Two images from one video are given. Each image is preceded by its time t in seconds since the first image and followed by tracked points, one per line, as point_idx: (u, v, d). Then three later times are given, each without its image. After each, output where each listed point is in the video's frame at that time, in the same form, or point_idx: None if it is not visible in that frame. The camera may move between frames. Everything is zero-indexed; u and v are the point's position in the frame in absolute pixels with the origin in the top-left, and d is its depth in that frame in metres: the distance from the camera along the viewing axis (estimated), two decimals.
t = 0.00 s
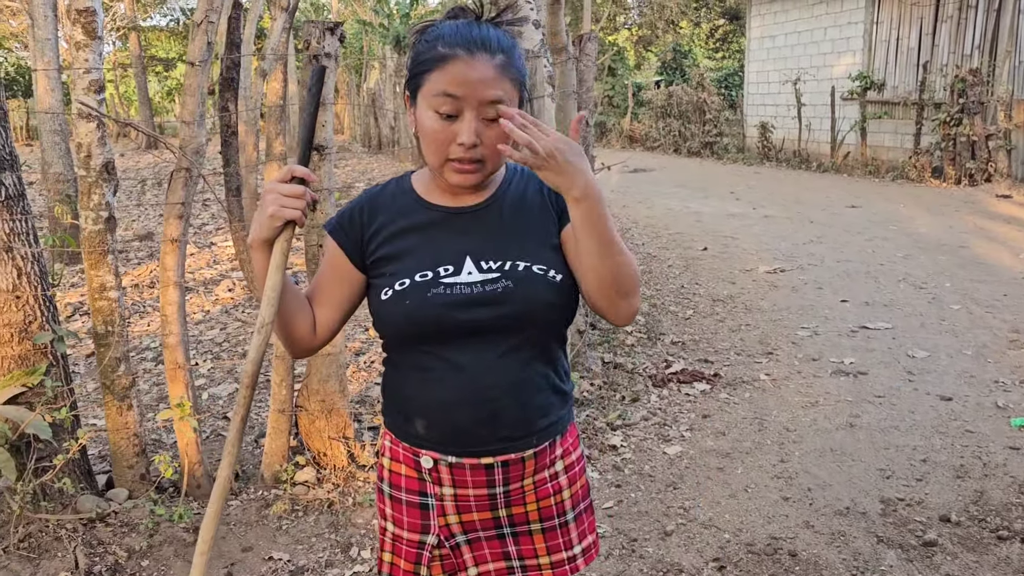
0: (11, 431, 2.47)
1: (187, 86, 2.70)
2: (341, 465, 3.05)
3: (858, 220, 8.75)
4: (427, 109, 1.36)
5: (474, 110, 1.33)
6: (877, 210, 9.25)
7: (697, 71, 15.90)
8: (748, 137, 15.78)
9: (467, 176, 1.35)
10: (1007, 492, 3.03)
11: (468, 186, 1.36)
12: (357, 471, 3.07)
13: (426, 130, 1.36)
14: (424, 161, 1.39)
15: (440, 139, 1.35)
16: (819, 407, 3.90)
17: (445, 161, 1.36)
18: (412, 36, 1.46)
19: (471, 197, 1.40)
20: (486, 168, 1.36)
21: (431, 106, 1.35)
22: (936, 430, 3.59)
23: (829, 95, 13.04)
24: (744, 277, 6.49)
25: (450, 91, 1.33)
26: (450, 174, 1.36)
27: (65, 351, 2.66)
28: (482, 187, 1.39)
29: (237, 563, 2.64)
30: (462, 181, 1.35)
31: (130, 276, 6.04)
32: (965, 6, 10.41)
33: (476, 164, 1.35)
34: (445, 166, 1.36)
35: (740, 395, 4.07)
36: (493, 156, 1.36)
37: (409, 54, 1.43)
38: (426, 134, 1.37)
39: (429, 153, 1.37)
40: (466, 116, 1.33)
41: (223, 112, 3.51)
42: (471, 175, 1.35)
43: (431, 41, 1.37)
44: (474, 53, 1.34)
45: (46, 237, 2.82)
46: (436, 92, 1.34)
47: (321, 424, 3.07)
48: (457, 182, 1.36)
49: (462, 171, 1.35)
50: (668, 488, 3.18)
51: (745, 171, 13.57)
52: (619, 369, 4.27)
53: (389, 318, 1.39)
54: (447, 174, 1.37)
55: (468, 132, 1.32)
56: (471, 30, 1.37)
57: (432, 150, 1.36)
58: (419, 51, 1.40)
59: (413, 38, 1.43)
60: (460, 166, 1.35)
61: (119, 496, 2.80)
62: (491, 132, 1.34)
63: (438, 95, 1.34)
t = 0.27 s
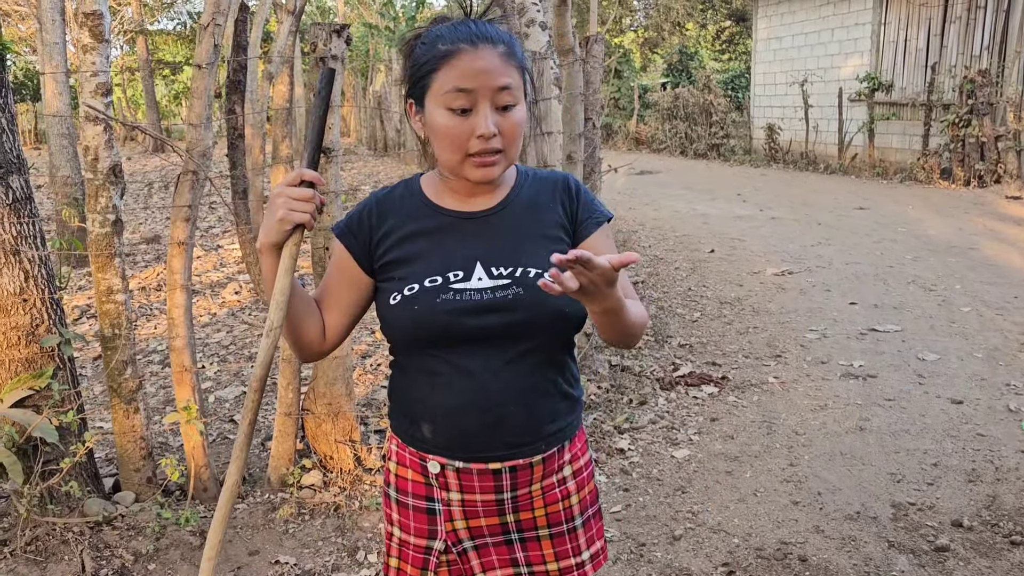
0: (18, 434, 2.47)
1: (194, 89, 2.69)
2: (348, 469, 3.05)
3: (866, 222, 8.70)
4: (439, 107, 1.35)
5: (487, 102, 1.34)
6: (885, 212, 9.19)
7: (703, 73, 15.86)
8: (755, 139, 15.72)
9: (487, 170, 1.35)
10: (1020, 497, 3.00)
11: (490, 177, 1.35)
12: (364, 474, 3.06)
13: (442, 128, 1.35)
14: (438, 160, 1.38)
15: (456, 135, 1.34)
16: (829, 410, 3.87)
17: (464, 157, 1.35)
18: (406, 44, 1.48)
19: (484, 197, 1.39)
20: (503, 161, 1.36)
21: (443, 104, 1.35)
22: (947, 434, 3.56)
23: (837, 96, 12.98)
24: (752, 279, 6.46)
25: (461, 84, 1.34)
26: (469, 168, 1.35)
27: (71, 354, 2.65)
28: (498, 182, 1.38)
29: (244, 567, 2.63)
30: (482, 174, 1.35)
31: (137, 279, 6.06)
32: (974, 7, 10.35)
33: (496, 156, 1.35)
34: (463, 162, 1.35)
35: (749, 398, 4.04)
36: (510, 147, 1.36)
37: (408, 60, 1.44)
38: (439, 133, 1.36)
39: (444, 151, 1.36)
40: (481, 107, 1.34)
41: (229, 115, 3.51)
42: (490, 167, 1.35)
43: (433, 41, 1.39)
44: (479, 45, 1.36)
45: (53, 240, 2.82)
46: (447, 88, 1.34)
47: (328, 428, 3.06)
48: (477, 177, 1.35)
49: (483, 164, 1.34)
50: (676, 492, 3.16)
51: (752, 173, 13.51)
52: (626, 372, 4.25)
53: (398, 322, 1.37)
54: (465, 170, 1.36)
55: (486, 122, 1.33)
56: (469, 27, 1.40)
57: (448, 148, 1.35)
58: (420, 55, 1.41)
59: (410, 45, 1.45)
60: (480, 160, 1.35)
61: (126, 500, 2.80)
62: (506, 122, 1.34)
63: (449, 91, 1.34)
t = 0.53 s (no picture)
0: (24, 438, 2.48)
1: (199, 93, 2.70)
2: (353, 473, 3.04)
3: (871, 225, 8.68)
4: (445, 114, 1.35)
5: (494, 106, 1.34)
6: (891, 215, 9.16)
7: (708, 75, 15.85)
8: (760, 142, 15.69)
9: (496, 174, 1.35)
10: None
11: (499, 182, 1.35)
12: (369, 478, 3.05)
13: (449, 134, 1.35)
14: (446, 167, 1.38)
15: (464, 140, 1.34)
16: (834, 415, 3.86)
17: (473, 162, 1.34)
18: (406, 53, 1.48)
19: (491, 203, 1.39)
20: (511, 164, 1.36)
21: (450, 110, 1.35)
22: (953, 438, 3.54)
23: (842, 98, 12.95)
24: (757, 282, 6.45)
25: (466, 89, 1.33)
26: (478, 174, 1.34)
27: (77, 358, 2.66)
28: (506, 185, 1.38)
29: (248, 571, 2.63)
30: (491, 179, 1.35)
31: (142, 282, 6.07)
32: (980, 9, 10.32)
33: (504, 160, 1.35)
34: (472, 167, 1.35)
35: (754, 402, 4.03)
36: (517, 150, 1.36)
37: (409, 70, 1.44)
38: (446, 140, 1.36)
39: (452, 157, 1.36)
40: (487, 112, 1.34)
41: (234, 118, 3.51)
42: (499, 171, 1.35)
43: (434, 49, 1.39)
44: (481, 50, 1.37)
45: (59, 244, 2.82)
46: (453, 94, 1.34)
47: (332, 432, 3.06)
48: (486, 182, 1.35)
49: (492, 169, 1.34)
50: (681, 497, 3.15)
51: (757, 175, 13.48)
52: (631, 376, 4.24)
53: (405, 329, 1.37)
54: (474, 175, 1.35)
55: (494, 126, 1.32)
56: (469, 32, 1.40)
57: (456, 154, 1.35)
58: (422, 63, 1.41)
59: (411, 54, 1.45)
60: (489, 165, 1.34)
61: (131, 503, 2.80)
62: (513, 125, 1.34)
63: (454, 96, 1.34)
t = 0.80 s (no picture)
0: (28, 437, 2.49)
1: (203, 93, 2.71)
2: (356, 472, 3.04)
3: (875, 225, 8.66)
4: (452, 110, 1.35)
5: (501, 103, 1.34)
6: (895, 215, 9.14)
7: (712, 75, 15.83)
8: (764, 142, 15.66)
9: (503, 170, 1.35)
10: None
11: (506, 178, 1.35)
12: (372, 478, 3.06)
13: (457, 130, 1.34)
14: (451, 164, 1.38)
15: (471, 137, 1.34)
16: (838, 415, 3.85)
17: (480, 159, 1.34)
18: (407, 53, 1.49)
19: (496, 202, 1.40)
20: (518, 160, 1.36)
21: (456, 107, 1.35)
22: (957, 439, 3.53)
23: (846, 98, 12.93)
24: (760, 282, 6.44)
25: (474, 85, 1.34)
26: (486, 170, 1.34)
27: (81, 357, 2.66)
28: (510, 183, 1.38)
29: (251, 570, 2.63)
30: (499, 176, 1.35)
31: (146, 281, 6.08)
32: (985, 9, 10.29)
33: (510, 156, 1.35)
34: (479, 164, 1.35)
35: (757, 403, 4.02)
36: (523, 147, 1.36)
37: (411, 69, 1.45)
38: (453, 136, 1.35)
39: (459, 154, 1.36)
40: (494, 108, 1.34)
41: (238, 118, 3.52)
42: (506, 168, 1.35)
43: (439, 48, 1.39)
44: (486, 48, 1.38)
45: (63, 244, 2.83)
46: (460, 91, 1.34)
47: (336, 431, 3.06)
48: (493, 179, 1.35)
49: (500, 165, 1.34)
50: (684, 497, 3.15)
51: (761, 175, 13.46)
52: (634, 376, 4.24)
53: (408, 330, 1.37)
54: (481, 172, 1.35)
55: (501, 122, 1.32)
56: (473, 31, 1.41)
57: (463, 150, 1.35)
58: (425, 62, 1.41)
59: (413, 53, 1.45)
60: (496, 161, 1.34)
61: (135, 502, 2.81)
62: (519, 122, 1.35)
63: (461, 93, 1.34)
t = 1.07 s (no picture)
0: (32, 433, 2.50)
1: (207, 91, 2.71)
2: (358, 469, 3.05)
3: (879, 224, 8.64)
4: (467, 104, 1.35)
5: (515, 97, 1.35)
6: (899, 215, 9.12)
7: (715, 74, 15.80)
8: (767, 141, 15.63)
9: (517, 165, 1.36)
10: None
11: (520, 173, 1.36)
12: (374, 475, 3.06)
13: (473, 124, 1.35)
14: (463, 159, 1.38)
15: (487, 129, 1.34)
16: (841, 414, 3.84)
17: (495, 152, 1.35)
18: (413, 49, 1.48)
19: (504, 198, 1.40)
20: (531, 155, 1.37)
21: (471, 100, 1.35)
22: (960, 438, 3.53)
23: (850, 98, 12.90)
24: (764, 282, 6.43)
25: (489, 79, 1.34)
26: (501, 164, 1.35)
27: (84, 354, 2.67)
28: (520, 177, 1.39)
29: (254, 567, 2.64)
30: (513, 170, 1.36)
31: (149, 279, 6.09)
32: (990, 8, 10.27)
33: (524, 151, 1.36)
34: (494, 158, 1.35)
35: (760, 401, 4.02)
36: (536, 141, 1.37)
37: (419, 64, 1.45)
38: (468, 130, 1.35)
39: (473, 147, 1.36)
40: (509, 102, 1.35)
41: (242, 115, 3.52)
42: (519, 162, 1.36)
43: (449, 44, 1.40)
44: (498, 42, 1.39)
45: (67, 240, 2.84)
46: (475, 84, 1.35)
47: (339, 429, 3.07)
48: (507, 173, 1.36)
49: (514, 159, 1.35)
50: (687, 495, 3.15)
51: (765, 174, 13.43)
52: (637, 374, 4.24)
53: (411, 328, 1.37)
54: (496, 166, 1.36)
55: (518, 115, 1.34)
56: (482, 28, 1.42)
57: (479, 143, 1.35)
58: (435, 56, 1.42)
59: (421, 49, 1.45)
60: (511, 155, 1.35)
61: (139, 499, 2.82)
62: (533, 116, 1.36)
63: (476, 87, 1.35)
